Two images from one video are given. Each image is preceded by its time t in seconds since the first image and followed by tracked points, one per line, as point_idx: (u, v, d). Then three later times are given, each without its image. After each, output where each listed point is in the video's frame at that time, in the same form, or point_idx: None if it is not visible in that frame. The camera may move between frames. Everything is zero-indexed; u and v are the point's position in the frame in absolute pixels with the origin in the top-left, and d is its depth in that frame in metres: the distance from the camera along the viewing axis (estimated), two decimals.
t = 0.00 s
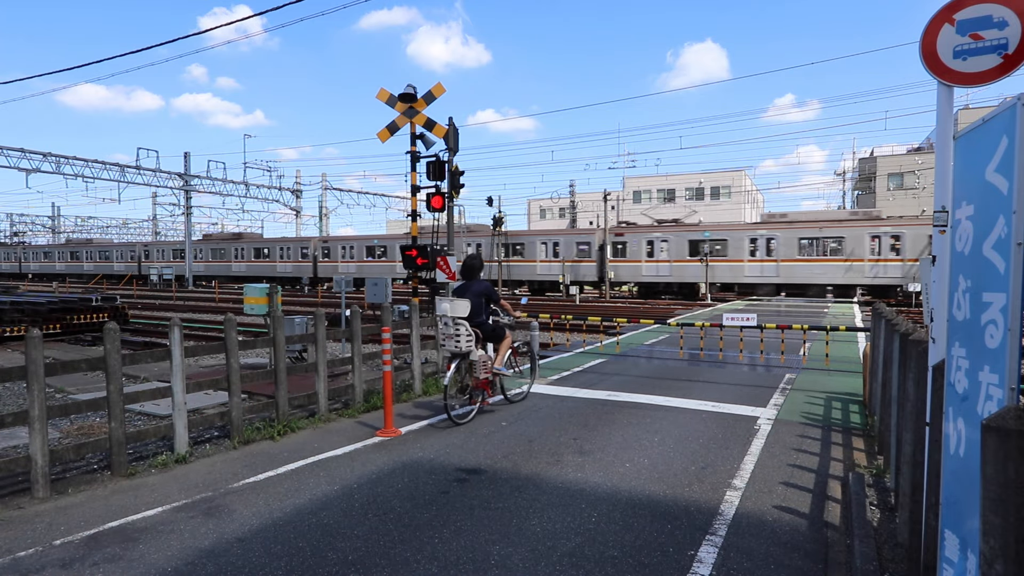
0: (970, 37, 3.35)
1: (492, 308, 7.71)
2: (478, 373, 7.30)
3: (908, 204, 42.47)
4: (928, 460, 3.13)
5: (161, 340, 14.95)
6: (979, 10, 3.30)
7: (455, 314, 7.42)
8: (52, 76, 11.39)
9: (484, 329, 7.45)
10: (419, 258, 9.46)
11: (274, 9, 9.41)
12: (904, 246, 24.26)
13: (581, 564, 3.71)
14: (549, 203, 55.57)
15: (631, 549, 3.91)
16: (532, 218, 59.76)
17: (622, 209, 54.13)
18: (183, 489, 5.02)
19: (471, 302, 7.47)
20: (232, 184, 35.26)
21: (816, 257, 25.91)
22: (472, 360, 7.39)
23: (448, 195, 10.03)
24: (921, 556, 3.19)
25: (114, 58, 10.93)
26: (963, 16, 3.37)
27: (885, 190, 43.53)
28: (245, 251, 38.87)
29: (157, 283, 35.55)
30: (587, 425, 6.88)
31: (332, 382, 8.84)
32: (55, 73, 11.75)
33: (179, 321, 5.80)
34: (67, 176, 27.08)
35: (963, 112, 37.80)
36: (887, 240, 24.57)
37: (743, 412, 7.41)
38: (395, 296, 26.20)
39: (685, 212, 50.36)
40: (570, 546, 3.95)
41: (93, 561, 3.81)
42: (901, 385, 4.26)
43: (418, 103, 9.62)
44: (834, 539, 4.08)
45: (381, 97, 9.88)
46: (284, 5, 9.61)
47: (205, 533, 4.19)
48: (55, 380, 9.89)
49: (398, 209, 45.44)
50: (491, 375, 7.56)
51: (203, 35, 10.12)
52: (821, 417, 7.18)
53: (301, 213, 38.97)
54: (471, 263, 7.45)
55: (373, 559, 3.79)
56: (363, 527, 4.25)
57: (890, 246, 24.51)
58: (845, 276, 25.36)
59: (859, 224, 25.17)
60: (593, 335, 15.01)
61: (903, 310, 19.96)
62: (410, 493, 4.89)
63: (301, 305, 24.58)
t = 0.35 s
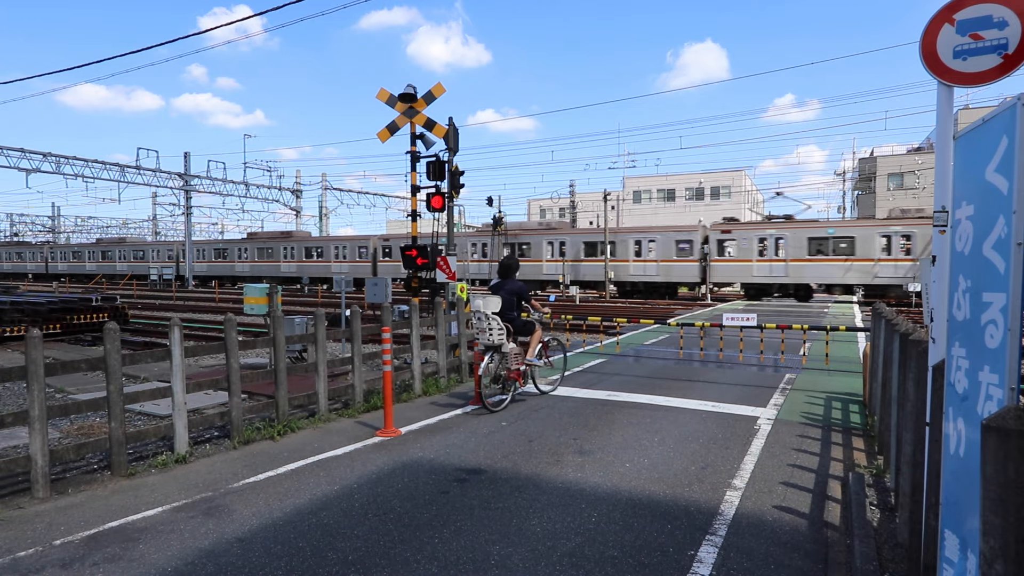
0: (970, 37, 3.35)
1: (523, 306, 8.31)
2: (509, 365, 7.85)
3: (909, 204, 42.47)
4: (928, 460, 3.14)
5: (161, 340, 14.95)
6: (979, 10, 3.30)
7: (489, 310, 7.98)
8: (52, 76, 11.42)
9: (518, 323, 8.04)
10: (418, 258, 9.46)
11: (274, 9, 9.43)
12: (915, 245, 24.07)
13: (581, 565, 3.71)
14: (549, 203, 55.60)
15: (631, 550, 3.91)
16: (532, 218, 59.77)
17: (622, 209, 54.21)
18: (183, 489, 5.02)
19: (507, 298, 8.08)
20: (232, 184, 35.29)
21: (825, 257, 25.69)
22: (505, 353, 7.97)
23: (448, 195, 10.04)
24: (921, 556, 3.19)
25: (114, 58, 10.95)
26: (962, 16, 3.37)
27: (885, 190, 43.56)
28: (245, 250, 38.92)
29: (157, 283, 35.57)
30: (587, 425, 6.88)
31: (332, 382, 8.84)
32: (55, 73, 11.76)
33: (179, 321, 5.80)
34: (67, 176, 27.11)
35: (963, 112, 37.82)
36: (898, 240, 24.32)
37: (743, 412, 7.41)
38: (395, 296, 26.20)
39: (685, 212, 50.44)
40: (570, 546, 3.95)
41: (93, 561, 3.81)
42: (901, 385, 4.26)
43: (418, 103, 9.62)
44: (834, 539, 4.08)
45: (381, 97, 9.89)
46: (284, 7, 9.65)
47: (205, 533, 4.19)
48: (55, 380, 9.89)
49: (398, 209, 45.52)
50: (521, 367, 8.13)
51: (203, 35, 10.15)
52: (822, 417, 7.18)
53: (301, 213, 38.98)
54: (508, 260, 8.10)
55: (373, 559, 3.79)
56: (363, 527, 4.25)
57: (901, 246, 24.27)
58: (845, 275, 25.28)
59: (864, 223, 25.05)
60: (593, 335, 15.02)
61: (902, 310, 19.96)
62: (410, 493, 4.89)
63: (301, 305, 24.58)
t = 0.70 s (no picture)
0: (970, 37, 3.35)
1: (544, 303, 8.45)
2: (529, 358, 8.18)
3: (908, 204, 42.48)
4: (928, 460, 3.14)
5: (160, 340, 14.95)
6: (979, 10, 3.31)
7: (509, 306, 8.20)
8: (53, 76, 11.45)
9: (539, 321, 8.31)
10: (419, 258, 9.46)
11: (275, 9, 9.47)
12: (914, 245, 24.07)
13: (581, 564, 3.71)
14: (549, 203, 55.60)
15: (631, 550, 3.91)
16: (532, 218, 59.78)
17: (622, 208, 54.27)
18: (183, 489, 5.02)
19: (527, 296, 8.32)
20: (232, 185, 35.32)
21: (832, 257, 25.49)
22: (525, 348, 8.28)
23: (448, 195, 10.04)
24: (921, 555, 3.19)
25: (114, 58, 10.96)
26: (962, 16, 3.37)
27: (885, 190, 43.58)
28: (246, 250, 38.96)
29: (157, 283, 35.60)
30: (587, 425, 6.89)
31: (333, 381, 8.84)
32: (54, 73, 11.74)
33: (179, 321, 5.80)
34: (67, 176, 27.16)
35: (964, 112, 37.80)
36: (907, 240, 24.20)
37: (743, 412, 7.41)
38: (395, 296, 26.21)
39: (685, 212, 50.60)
40: (570, 546, 3.95)
41: (93, 561, 3.81)
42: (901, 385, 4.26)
43: (418, 103, 9.62)
44: (834, 539, 4.08)
45: (381, 97, 9.90)
46: (283, 6, 9.65)
47: (205, 533, 4.19)
48: (54, 380, 9.88)
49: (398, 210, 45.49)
50: (542, 361, 8.38)
51: (203, 35, 10.18)
52: (821, 417, 7.19)
53: (301, 213, 38.99)
54: (532, 261, 8.25)
55: (373, 559, 3.79)
56: (362, 527, 4.25)
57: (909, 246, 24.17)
58: (845, 275, 25.25)
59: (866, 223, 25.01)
60: (593, 335, 15.04)
61: (902, 310, 19.96)
62: (410, 492, 4.89)
63: (301, 305, 24.59)
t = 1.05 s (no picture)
0: (970, 37, 3.35)
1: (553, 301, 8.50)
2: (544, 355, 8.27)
3: (908, 204, 42.48)
4: (928, 460, 3.14)
5: (160, 340, 14.95)
6: (979, 10, 3.30)
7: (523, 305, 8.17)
8: (54, 76, 11.47)
9: (550, 318, 8.37)
10: (419, 258, 9.46)
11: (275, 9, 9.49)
12: (914, 245, 24.08)
13: (581, 565, 3.71)
14: (549, 203, 55.74)
15: (631, 549, 3.91)
16: (532, 218, 59.81)
17: (622, 208, 54.32)
18: (182, 489, 5.02)
19: (538, 296, 8.36)
20: (232, 185, 35.35)
21: (817, 257, 25.81)
22: (538, 346, 8.29)
23: (448, 195, 10.04)
24: (921, 556, 3.20)
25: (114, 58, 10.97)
26: (962, 16, 3.37)
27: (885, 190, 43.58)
28: (246, 250, 39.00)
29: (157, 283, 35.63)
30: (587, 425, 6.89)
31: (333, 381, 8.84)
32: (54, 73, 11.74)
33: (179, 321, 5.80)
34: (67, 176, 27.19)
35: (964, 112, 37.77)
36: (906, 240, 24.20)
37: (743, 412, 7.42)
38: (394, 296, 26.21)
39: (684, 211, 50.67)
40: (570, 546, 3.95)
41: (93, 561, 3.81)
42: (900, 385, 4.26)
43: (418, 103, 9.62)
44: (834, 539, 4.08)
45: (381, 97, 9.90)
46: (284, 6, 9.63)
47: (205, 533, 4.19)
48: (55, 380, 9.89)
49: (398, 210, 45.52)
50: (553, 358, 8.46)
51: (202, 35, 10.19)
52: (821, 417, 7.19)
53: (301, 213, 39.00)
54: (541, 260, 8.27)
55: (373, 559, 3.79)
56: (362, 527, 4.26)
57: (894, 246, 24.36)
58: (845, 276, 25.25)
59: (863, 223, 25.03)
60: (593, 335, 15.05)
61: (902, 310, 19.97)
62: (410, 493, 4.89)
63: (301, 305, 24.60)
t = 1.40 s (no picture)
0: (970, 37, 3.35)
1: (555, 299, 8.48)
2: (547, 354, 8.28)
3: (908, 204, 42.46)
4: (928, 460, 3.14)
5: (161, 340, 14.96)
6: (979, 10, 3.30)
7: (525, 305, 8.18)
8: (54, 75, 11.48)
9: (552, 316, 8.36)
10: (419, 258, 9.47)
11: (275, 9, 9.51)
12: (915, 245, 24.08)
13: (581, 565, 3.72)
14: (549, 203, 55.76)
15: (630, 549, 3.91)
16: (532, 218, 59.79)
17: (622, 208, 54.37)
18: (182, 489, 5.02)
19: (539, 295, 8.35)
20: (232, 185, 35.36)
21: (817, 257, 25.79)
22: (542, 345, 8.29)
23: (448, 195, 10.04)
24: (921, 556, 3.19)
25: (113, 58, 10.98)
26: (963, 16, 3.37)
27: (885, 190, 43.57)
28: (246, 250, 39.04)
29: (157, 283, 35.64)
30: (587, 425, 6.89)
31: (333, 381, 8.85)
32: (54, 73, 11.74)
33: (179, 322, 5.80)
34: (66, 176, 27.22)
35: (963, 112, 37.76)
36: (907, 241, 24.18)
37: (743, 412, 7.42)
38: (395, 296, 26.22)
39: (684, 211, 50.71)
40: (570, 546, 3.95)
41: (93, 561, 3.81)
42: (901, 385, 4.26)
43: (418, 103, 9.62)
44: (835, 539, 4.08)
45: (381, 97, 9.91)
46: (284, 6, 9.63)
47: (205, 533, 4.19)
48: (55, 380, 9.90)
49: (399, 210, 45.72)
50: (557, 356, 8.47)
51: (202, 35, 10.21)
52: (821, 417, 7.19)
53: (301, 213, 39.01)
54: (536, 260, 8.30)
55: (373, 559, 3.79)
56: (362, 527, 4.26)
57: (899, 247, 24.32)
58: (845, 276, 25.24)
59: (864, 224, 25.00)
60: (593, 335, 15.06)
61: (902, 310, 19.97)
62: (410, 493, 4.89)
63: (301, 305, 24.62)
